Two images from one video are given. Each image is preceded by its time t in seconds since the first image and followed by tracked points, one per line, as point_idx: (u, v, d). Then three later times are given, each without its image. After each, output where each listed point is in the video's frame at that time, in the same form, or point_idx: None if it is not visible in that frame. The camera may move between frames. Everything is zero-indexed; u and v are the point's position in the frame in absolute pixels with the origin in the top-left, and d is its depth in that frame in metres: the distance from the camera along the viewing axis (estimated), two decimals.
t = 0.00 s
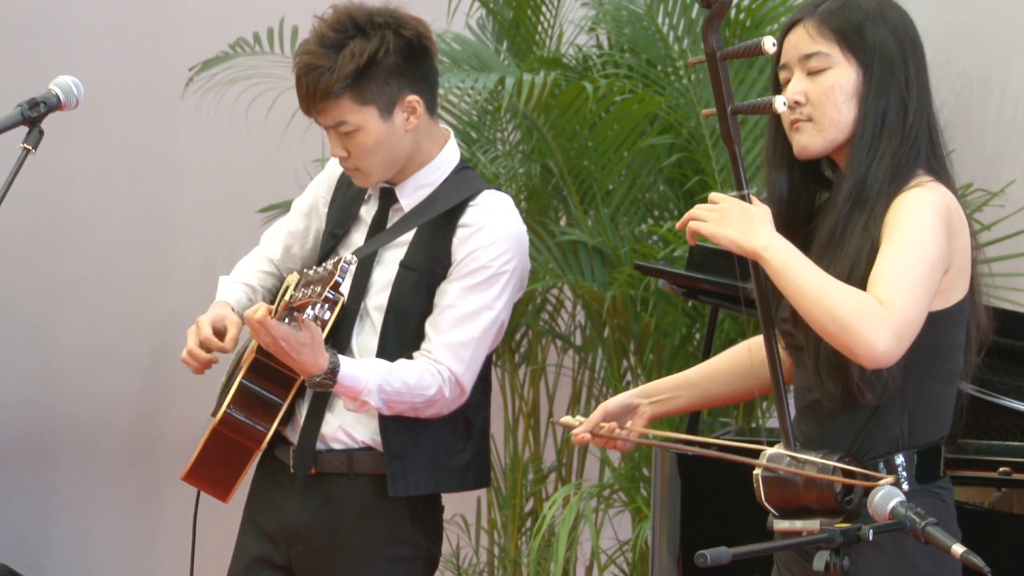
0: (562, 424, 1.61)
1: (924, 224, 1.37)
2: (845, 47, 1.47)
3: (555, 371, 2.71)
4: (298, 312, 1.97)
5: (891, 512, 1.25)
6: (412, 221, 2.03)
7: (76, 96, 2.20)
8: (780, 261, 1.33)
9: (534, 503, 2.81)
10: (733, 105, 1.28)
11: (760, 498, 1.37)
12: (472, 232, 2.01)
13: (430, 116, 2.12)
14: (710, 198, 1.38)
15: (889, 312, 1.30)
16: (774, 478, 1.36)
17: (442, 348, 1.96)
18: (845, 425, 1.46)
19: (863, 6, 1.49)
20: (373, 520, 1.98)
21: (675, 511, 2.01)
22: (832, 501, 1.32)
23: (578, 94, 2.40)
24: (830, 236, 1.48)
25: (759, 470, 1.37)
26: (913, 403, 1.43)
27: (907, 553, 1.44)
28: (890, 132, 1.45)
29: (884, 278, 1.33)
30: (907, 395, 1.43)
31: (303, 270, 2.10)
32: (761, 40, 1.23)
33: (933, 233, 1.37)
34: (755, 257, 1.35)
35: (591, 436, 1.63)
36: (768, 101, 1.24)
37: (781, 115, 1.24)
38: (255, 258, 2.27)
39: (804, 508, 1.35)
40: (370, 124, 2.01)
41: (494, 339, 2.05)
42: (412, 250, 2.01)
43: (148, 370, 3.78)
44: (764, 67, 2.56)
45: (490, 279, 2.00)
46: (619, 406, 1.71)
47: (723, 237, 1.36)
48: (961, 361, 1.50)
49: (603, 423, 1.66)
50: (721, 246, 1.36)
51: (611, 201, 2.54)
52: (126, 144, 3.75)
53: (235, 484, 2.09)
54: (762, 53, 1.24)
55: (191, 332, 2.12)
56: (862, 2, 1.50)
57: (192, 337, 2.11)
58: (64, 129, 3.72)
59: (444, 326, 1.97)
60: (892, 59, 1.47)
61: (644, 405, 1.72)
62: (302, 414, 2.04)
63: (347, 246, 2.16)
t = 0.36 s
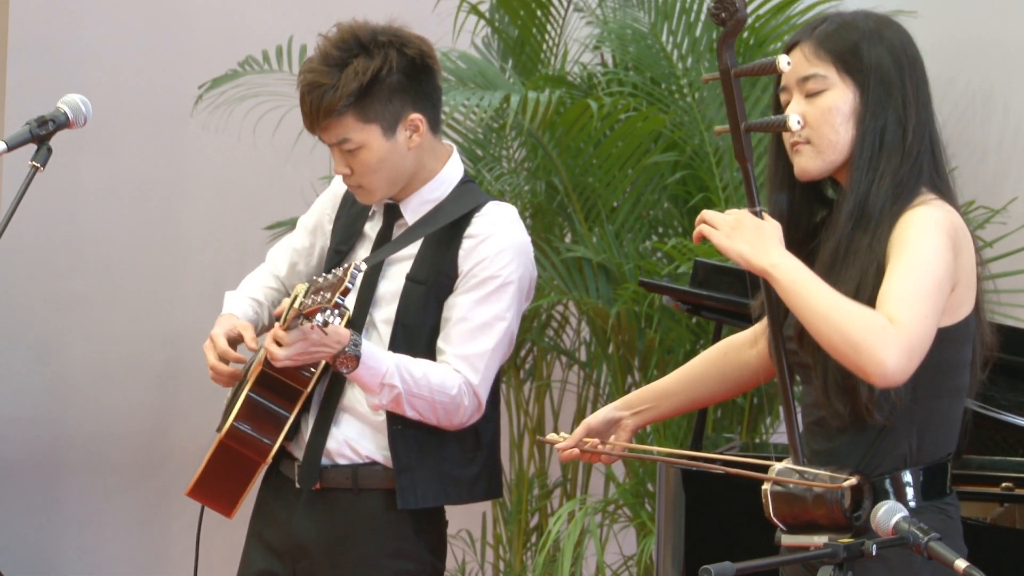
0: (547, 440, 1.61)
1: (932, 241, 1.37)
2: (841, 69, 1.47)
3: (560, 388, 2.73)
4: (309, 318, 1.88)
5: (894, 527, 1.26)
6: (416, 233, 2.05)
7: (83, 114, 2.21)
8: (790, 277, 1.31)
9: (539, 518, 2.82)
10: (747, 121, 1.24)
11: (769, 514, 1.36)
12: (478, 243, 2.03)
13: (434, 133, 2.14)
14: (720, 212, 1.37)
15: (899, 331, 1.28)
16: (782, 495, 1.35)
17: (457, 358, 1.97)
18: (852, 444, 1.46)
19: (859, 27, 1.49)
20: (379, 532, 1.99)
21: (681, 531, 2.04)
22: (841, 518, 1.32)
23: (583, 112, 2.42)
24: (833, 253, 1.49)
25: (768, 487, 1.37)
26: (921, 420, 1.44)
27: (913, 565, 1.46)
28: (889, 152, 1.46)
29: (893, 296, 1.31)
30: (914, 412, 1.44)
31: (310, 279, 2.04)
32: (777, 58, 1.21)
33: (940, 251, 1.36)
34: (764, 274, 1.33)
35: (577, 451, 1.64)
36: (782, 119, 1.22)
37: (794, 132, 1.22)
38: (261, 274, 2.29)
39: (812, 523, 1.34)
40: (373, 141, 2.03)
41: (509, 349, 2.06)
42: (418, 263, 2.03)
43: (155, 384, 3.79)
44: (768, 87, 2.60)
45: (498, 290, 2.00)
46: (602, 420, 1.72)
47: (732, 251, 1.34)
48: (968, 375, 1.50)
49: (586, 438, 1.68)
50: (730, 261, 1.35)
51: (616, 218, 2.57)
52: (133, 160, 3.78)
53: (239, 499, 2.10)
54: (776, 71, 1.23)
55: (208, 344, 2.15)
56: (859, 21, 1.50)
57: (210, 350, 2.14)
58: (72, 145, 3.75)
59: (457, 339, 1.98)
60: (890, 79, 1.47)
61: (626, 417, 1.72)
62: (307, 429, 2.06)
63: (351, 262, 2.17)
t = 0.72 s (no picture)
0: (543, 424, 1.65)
1: (933, 271, 1.37)
2: (844, 80, 1.48)
3: (563, 398, 2.75)
4: (318, 330, 1.89)
5: (893, 536, 1.26)
6: (420, 246, 2.07)
7: (89, 126, 2.23)
8: (793, 302, 1.32)
9: (541, 527, 2.84)
10: (753, 136, 1.26)
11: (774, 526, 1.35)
12: (482, 255, 2.04)
13: (435, 145, 2.16)
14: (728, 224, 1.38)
15: (895, 367, 1.29)
16: (787, 506, 1.34)
17: (459, 369, 1.99)
18: (855, 456, 1.45)
19: (861, 39, 1.51)
20: (382, 542, 2.00)
21: (682, 539, 2.06)
22: (847, 529, 1.30)
23: (584, 124, 2.44)
24: (836, 265, 1.49)
25: (773, 500, 1.36)
26: (924, 431, 1.43)
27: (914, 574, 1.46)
28: (892, 164, 1.47)
29: (893, 327, 1.32)
30: (918, 423, 1.43)
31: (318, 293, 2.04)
32: (783, 74, 1.22)
33: (940, 280, 1.36)
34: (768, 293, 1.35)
35: (569, 438, 1.67)
36: (788, 135, 1.23)
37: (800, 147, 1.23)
38: (264, 285, 2.30)
39: (817, 535, 1.33)
40: (376, 155, 2.05)
41: (510, 361, 2.07)
42: (421, 275, 2.05)
43: (159, 394, 3.81)
44: (768, 98, 2.63)
45: (502, 302, 2.02)
46: (597, 418, 1.73)
47: (738, 266, 1.35)
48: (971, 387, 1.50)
49: (579, 431, 1.70)
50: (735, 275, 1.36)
51: (617, 229, 2.59)
52: (138, 171, 3.80)
53: (242, 508, 2.11)
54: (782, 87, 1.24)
55: (211, 356, 2.15)
56: (860, 33, 1.51)
57: (214, 361, 2.14)
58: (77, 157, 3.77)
59: (459, 350, 1.99)
60: (893, 91, 1.49)
61: (622, 420, 1.74)
62: (311, 439, 2.07)
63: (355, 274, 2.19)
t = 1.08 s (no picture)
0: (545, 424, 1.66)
1: (930, 271, 1.37)
2: (848, 80, 1.49)
3: (565, 398, 2.77)
4: (319, 328, 1.89)
5: (895, 536, 1.26)
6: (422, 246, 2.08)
7: (94, 128, 2.24)
8: (789, 303, 1.34)
9: (544, 526, 2.85)
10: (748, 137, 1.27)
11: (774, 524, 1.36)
12: (484, 257, 2.06)
13: (437, 147, 2.17)
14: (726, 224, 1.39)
15: (892, 368, 1.30)
16: (787, 505, 1.35)
17: (460, 369, 2.00)
18: (855, 454, 1.46)
19: (864, 39, 1.52)
20: (384, 541, 2.02)
21: (683, 536, 2.08)
22: (845, 527, 1.31)
23: (587, 126, 2.45)
24: (839, 265, 1.51)
25: (773, 499, 1.37)
26: (924, 430, 1.44)
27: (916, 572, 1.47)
28: (894, 164, 1.49)
29: (889, 328, 1.33)
30: (918, 422, 1.44)
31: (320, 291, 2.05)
32: (776, 75, 1.23)
33: (937, 279, 1.37)
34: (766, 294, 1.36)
35: (572, 435, 1.68)
36: (783, 135, 1.24)
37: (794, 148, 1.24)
38: (268, 287, 2.32)
39: (817, 533, 1.34)
40: (379, 156, 2.06)
41: (510, 362, 2.08)
42: (424, 275, 2.06)
43: (163, 396, 3.83)
44: (769, 100, 2.65)
45: (503, 303, 2.03)
46: (601, 423, 1.73)
47: (735, 266, 1.36)
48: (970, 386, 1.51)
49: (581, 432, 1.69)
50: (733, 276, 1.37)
51: (620, 231, 2.61)
52: (142, 174, 3.82)
53: (247, 507, 2.12)
54: (776, 89, 1.25)
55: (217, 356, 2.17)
56: (863, 34, 1.53)
57: (220, 362, 2.15)
58: (81, 159, 3.79)
59: (460, 350, 2.01)
60: (896, 92, 1.50)
61: (626, 430, 1.74)
62: (314, 439, 2.08)
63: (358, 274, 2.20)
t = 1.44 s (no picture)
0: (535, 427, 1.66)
1: (923, 271, 1.39)
2: (845, 82, 1.50)
3: (561, 398, 2.78)
4: (313, 326, 1.91)
5: (888, 534, 1.28)
6: (418, 246, 2.09)
7: (93, 129, 2.25)
8: (783, 304, 1.35)
9: (540, 525, 2.87)
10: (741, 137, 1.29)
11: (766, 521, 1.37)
12: (478, 256, 2.07)
13: (433, 148, 2.18)
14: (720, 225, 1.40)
15: (885, 368, 1.31)
16: (780, 502, 1.36)
17: (455, 368, 2.01)
18: (847, 452, 1.47)
19: (861, 40, 1.53)
20: (381, 539, 2.03)
21: (677, 535, 2.09)
22: (838, 525, 1.32)
23: (583, 127, 2.47)
24: (835, 264, 1.52)
25: (766, 496, 1.38)
26: (915, 429, 1.45)
27: (908, 569, 1.47)
28: (890, 165, 1.50)
29: (882, 329, 1.34)
30: (909, 421, 1.45)
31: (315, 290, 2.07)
32: (768, 75, 1.24)
33: (930, 280, 1.38)
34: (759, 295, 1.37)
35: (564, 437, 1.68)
36: (776, 135, 1.25)
37: (788, 148, 1.25)
38: (265, 287, 2.33)
39: (809, 531, 1.35)
40: (375, 157, 2.07)
41: (504, 362, 2.09)
42: (419, 275, 2.07)
43: (161, 396, 3.84)
44: (764, 101, 2.67)
45: (497, 302, 2.04)
46: (593, 424, 1.74)
47: (729, 268, 1.38)
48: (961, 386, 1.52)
49: (574, 433, 1.70)
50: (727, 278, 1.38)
51: (615, 231, 2.63)
52: (140, 175, 3.83)
53: (244, 506, 2.14)
54: (769, 88, 1.26)
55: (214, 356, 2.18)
56: (859, 35, 1.54)
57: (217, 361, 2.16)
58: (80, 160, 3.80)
59: (455, 349, 2.02)
60: (892, 93, 1.51)
61: (618, 431, 1.75)
62: (310, 438, 2.09)
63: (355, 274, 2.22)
